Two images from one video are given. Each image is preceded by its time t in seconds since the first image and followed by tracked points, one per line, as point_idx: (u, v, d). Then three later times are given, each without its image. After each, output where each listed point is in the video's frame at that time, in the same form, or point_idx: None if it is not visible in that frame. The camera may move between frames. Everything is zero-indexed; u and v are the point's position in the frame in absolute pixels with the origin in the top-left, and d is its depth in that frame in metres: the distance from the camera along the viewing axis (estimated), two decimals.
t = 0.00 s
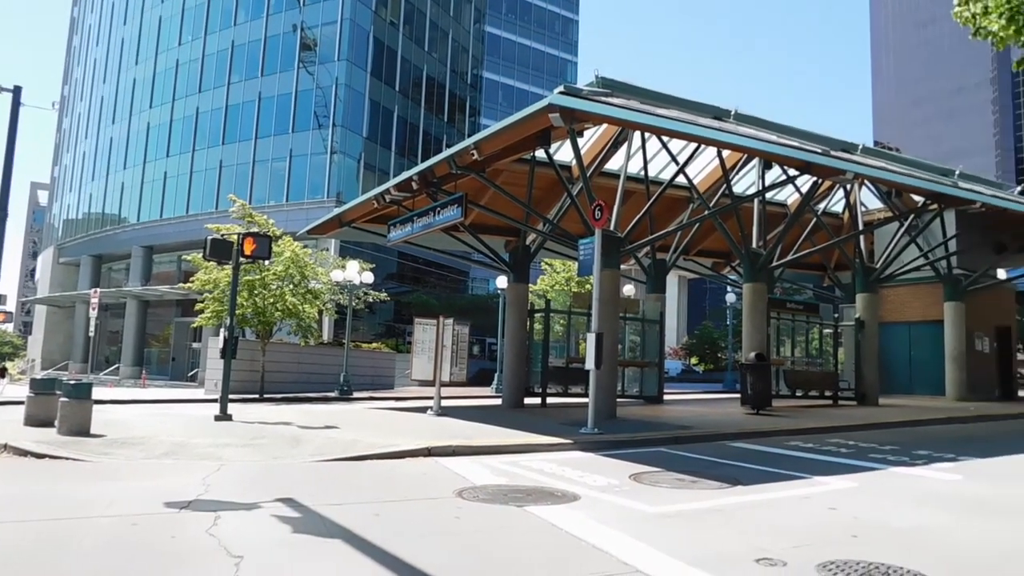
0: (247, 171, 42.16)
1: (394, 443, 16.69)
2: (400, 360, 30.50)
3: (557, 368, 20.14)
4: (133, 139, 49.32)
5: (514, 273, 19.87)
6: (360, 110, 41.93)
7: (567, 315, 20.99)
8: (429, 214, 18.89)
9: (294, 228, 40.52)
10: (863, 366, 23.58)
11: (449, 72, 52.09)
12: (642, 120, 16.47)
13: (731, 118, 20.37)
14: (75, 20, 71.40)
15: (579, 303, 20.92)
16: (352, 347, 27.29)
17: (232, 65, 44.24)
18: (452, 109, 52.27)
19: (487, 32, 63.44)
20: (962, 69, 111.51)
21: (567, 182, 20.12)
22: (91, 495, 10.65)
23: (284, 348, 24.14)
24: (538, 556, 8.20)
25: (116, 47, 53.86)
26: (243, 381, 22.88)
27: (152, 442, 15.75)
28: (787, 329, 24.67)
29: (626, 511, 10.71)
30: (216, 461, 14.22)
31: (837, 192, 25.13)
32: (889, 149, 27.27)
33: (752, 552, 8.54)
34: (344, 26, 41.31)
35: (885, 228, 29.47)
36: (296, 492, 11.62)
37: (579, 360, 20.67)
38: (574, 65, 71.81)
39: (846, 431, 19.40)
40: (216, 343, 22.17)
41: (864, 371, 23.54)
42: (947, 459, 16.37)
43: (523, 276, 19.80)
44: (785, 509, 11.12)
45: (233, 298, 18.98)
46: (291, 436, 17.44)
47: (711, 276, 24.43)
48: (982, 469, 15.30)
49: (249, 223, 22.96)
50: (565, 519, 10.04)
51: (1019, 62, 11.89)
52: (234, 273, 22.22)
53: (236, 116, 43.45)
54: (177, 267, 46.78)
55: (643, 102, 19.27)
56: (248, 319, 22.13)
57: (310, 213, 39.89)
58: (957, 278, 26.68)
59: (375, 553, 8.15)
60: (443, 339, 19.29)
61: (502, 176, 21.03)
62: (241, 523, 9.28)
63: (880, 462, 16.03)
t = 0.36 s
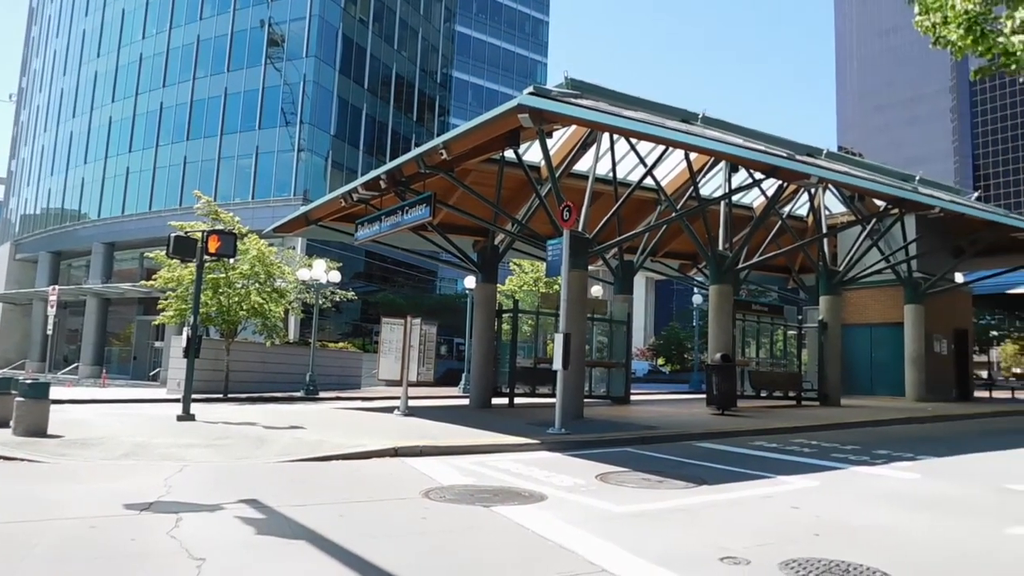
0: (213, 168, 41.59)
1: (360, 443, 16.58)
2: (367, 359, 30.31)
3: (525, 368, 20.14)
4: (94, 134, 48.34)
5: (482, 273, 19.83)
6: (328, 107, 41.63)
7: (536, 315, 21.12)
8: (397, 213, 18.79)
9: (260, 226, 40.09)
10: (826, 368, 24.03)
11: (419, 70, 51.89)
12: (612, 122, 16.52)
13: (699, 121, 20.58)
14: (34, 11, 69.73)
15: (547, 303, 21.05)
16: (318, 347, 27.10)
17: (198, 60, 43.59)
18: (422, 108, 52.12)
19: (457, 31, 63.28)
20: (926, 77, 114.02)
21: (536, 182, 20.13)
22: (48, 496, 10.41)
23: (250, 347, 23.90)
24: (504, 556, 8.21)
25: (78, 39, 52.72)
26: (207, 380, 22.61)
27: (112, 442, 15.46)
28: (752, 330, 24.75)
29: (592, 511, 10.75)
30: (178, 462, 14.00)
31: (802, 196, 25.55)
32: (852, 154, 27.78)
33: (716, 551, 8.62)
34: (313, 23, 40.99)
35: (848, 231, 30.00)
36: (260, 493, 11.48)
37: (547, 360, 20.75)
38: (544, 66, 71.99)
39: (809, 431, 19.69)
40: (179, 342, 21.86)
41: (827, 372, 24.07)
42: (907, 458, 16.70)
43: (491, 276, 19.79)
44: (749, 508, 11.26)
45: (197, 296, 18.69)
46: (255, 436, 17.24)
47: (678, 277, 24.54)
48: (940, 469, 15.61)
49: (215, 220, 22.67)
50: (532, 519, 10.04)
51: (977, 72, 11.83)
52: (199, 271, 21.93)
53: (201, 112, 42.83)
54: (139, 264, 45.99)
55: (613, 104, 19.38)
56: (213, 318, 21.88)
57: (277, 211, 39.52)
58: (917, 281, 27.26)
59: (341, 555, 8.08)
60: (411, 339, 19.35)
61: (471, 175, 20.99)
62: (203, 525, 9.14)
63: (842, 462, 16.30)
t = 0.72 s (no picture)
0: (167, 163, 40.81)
1: (318, 443, 16.39)
2: (325, 359, 30.00)
3: (485, 369, 20.17)
4: (43, 126, 47.01)
5: (441, 273, 19.77)
6: (287, 103, 41.15)
7: (495, 316, 21.13)
8: (357, 212, 18.63)
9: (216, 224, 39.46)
10: (781, 368, 24.37)
11: (380, 68, 51.53)
12: (573, 124, 16.60)
13: (658, 124, 20.80)
14: None
15: (507, 303, 21.08)
16: (275, 346, 26.75)
17: (153, 53, 42.69)
18: (382, 106, 51.78)
19: (420, 30, 62.96)
20: (880, 85, 116.86)
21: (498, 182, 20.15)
22: None
23: (205, 346, 23.51)
24: (462, 557, 8.17)
25: (26, 29, 51.19)
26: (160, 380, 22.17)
27: (59, 444, 15.03)
28: (709, 332, 25.16)
29: (550, 511, 10.77)
30: (129, 463, 13.69)
31: (759, 199, 26.00)
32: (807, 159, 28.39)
33: (672, 549, 8.70)
34: (272, 17, 40.46)
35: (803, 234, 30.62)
36: (213, 495, 11.27)
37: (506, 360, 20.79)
38: (506, 67, 72.05)
39: (763, 431, 20.04)
40: (131, 340, 21.41)
41: (782, 372, 24.39)
42: (858, 457, 17.07)
43: (451, 276, 19.74)
44: (704, 507, 11.40)
45: (150, 293, 18.30)
46: (209, 436, 16.94)
47: (637, 278, 24.81)
48: (890, 467, 15.99)
49: (169, 217, 22.24)
50: (490, 520, 10.03)
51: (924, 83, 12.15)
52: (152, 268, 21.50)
53: (155, 106, 41.98)
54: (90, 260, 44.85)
55: (573, 105, 19.48)
56: (167, 316, 21.49)
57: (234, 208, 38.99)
58: (868, 284, 27.94)
59: (296, 556, 7.98)
60: (370, 340, 19.11)
61: (432, 174, 20.94)
62: (155, 528, 8.95)
63: (795, 461, 16.60)
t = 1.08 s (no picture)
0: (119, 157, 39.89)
1: (272, 443, 16.16)
2: (280, 358, 29.61)
3: (443, 368, 20.13)
4: None
5: (400, 272, 19.68)
6: (244, 98, 40.52)
7: (453, 315, 21.09)
8: (314, 209, 18.39)
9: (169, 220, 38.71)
10: (736, 368, 24.77)
11: (339, 65, 51.01)
12: (533, 124, 16.62)
13: (618, 126, 20.97)
14: None
15: (465, 303, 21.06)
16: (229, 345, 26.31)
17: (104, 43, 41.62)
18: (341, 103, 51.28)
19: (380, 26, 62.52)
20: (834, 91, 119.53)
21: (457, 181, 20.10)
22: None
23: (157, 345, 23.04)
24: (418, 557, 8.13)
25: None
26: (109, 379, 21.67)
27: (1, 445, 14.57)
28: (666, 332, 25.44)
29: (507, 510, 10.78)
30: (76, 465, 13.33)
31: (715, 202, 26.42)
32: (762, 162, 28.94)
33: (628, 548, 8.77)
34: (229, 10, 39.78)
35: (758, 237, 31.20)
36: (164, 496, 11.04)
37: (464, 360, 20.78)
38: (467, 66, 71.94)
39: (718, 430, 20.35)
40: (79, 338, 20.87)
41: (737, 372, 24.78)
42: (809, 455, 17.42)
43: (409, 275, 19.65)
44: (660, 505, 11.52)
45: (99, 289, 17.84)
46: (160, 437, 16.59)
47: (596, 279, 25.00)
48: (839, 465, 16.36)
49: (120, 211, 21.73)
50: (447, 519, 9.99)
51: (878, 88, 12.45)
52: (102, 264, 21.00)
53: (106, 98, 40.98)
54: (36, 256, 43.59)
55: (533, 105, 19.52)
56: (117, 313, 21.02)
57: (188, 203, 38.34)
58: (820, 286, 28.56)
59: (249, 558, 7.85)
60: (326, 337, 18.99)
61: (391, 172, 20.81)
62: (102, 530, 8.73)
63: (749, 460, 16.88)
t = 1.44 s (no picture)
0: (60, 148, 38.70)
1: (219, 443, 15.84)
2: (228, 355, 29.05)
3: (394, 366, 20.01)
4: None
5: (352, 269, 19.49)
6: (192, 90, 39.63)
7: (406, 313, 20.96)
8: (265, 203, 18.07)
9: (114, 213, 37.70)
10: (687, 368, 25.14)
11: (292, 58, 50.25)
12: (490, 122, 16.60)
13: (572, 125, 21.10)
14: None
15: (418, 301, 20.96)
16: (175, 342, 25.72)
17: (44, 29, 40.25)
18: (293, 97, 50.50)
19: (333, 20, 61.75)
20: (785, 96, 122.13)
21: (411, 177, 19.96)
22: None
23: (99, 342, 22.40)
24: (367, 557, 8.05)
25: None
26: (48, 377, 20.99)
27: None
28: (618, 331, 25.68)
29: (459, 508, 10.76)
30: (10, 466, 12.87)
31: (667, 203, 26.80)
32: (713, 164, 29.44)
33: (579, 545, 8.83)
34: None
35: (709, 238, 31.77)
36: (105, 498, 10.72)
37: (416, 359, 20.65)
38: (422, 62, 71.53)
39: (668, 428, 20.65)
40: (15, 334, 20.17)
41: (687, 371, 25.20)
42: (756, 452, 17.78)
43: (361, 273, 19.48)
44: (610, 503, 11.62)
45: (36, 284, 17.22)
46: (100, 437, 16.12)
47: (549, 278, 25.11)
48: (785, 461, 16.73)
49: (61, 203, 21.04)
50: (397, 518, 9.93)
51: (827, 93, 12.70)
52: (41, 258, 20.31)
53: (46, 86, 39.68)
54: None
55: (487, 103, 19.50)
56: (57, 308, 20.37)
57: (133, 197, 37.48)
58: (769, 286, 29.20)
59: (193, 561, 7.67)
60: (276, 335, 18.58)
61: (343, 168, 20.58)
62: (37, 534, 8.45)
63: (698, 457, 17.13)
